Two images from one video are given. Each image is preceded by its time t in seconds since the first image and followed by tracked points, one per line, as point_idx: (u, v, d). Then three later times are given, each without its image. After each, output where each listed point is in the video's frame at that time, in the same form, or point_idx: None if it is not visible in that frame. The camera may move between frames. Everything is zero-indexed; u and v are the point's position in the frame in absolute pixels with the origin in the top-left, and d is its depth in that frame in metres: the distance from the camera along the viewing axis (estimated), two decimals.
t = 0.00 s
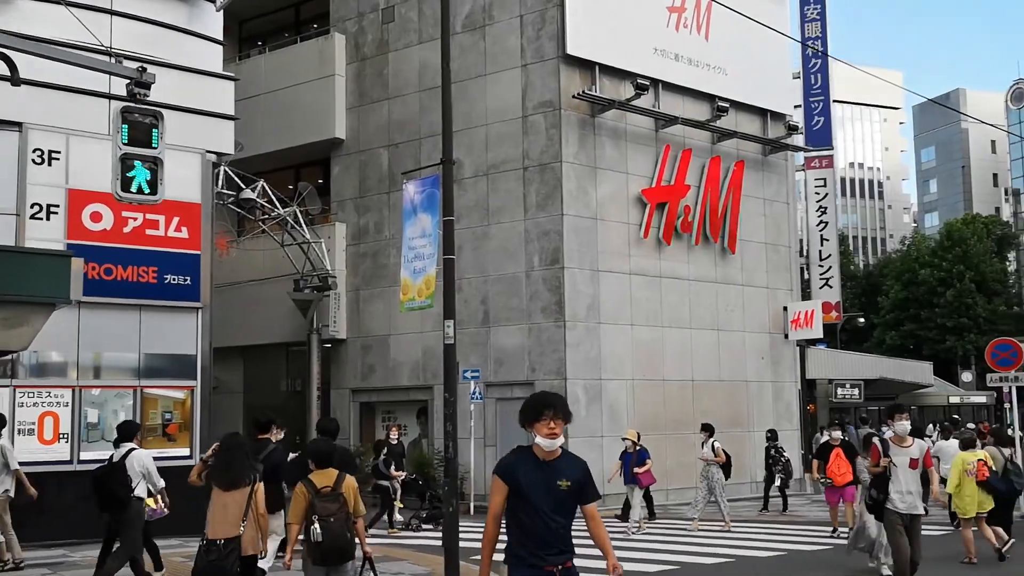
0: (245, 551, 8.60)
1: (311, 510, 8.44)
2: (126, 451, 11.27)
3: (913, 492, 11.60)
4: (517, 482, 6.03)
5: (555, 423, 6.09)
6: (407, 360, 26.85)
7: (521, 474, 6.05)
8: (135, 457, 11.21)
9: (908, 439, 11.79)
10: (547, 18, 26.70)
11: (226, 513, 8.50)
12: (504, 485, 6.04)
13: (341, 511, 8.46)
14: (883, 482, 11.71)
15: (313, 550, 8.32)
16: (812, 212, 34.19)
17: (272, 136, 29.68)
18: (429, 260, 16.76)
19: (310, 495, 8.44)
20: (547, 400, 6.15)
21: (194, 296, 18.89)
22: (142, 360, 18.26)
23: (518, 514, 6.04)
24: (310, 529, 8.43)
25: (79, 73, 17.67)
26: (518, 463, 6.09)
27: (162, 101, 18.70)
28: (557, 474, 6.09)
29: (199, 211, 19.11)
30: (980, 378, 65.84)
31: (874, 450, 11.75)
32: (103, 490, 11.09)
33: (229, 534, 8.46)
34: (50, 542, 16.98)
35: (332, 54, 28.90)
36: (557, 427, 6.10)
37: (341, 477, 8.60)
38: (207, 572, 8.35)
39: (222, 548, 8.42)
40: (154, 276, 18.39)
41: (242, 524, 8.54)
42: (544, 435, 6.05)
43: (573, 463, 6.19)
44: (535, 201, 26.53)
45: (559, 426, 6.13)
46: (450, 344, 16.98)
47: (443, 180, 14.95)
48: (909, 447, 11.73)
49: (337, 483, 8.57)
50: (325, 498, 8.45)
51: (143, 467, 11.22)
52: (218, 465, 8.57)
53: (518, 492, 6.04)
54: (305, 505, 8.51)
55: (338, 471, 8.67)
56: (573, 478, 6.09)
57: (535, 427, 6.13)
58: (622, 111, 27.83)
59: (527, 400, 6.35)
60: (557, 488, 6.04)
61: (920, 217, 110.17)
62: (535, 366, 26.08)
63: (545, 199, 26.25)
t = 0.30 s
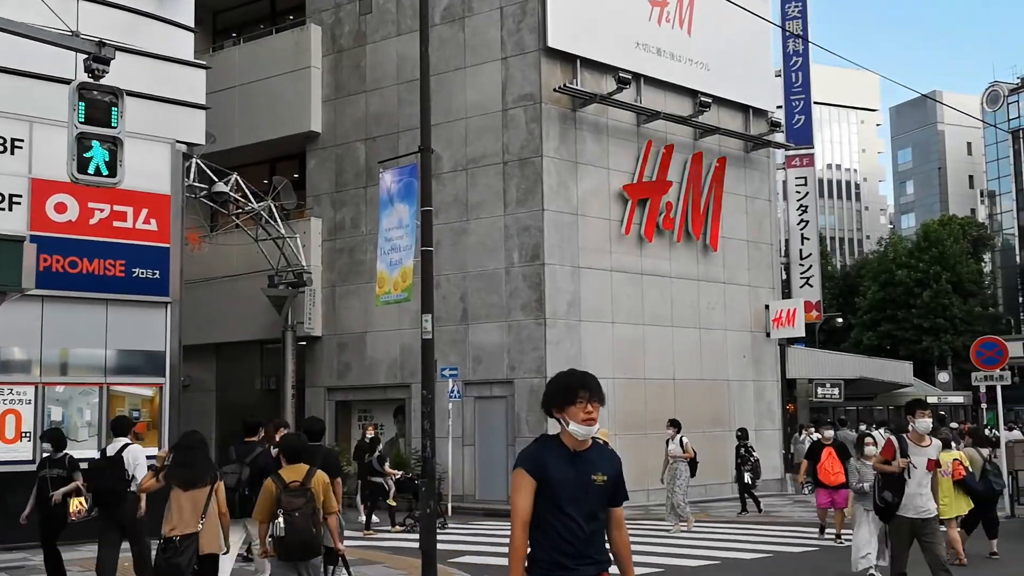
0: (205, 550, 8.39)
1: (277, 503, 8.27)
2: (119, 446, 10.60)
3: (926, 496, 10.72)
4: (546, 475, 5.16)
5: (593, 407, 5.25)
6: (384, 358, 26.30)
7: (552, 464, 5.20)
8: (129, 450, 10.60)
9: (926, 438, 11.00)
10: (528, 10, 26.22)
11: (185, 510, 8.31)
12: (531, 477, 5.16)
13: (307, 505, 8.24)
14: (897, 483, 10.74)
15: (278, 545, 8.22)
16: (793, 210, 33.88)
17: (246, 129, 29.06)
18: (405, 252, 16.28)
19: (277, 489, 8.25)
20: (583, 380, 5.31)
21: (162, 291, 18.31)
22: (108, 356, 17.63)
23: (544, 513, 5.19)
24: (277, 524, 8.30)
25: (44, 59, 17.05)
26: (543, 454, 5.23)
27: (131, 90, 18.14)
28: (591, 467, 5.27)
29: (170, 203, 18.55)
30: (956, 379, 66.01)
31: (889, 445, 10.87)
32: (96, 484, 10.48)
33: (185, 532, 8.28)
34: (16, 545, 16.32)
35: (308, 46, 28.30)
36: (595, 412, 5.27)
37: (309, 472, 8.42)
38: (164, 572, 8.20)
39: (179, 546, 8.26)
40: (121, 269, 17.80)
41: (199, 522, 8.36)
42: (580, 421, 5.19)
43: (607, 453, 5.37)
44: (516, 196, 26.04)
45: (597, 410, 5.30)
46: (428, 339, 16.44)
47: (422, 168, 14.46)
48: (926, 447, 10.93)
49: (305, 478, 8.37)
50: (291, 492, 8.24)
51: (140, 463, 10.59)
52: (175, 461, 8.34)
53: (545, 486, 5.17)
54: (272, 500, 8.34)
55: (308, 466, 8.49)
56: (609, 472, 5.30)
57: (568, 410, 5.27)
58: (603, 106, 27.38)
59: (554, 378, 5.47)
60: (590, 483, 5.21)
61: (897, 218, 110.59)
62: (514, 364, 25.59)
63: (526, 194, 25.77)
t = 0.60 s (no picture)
0: (155, 555, 8.31)
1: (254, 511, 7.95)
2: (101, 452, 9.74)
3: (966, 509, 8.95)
4: (622, 511, 4.06)
5: (678, 431, 4.18)
6: (363, 359, 25.75)
7: (629, 498, 4.10)
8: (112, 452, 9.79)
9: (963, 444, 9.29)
10: (511, 5, 25.75)
11: (136, 514, 8.20)
12: (603, 513, 4.05)
13: (285, 515, 7.88)
14: (933, 494, 9.05)
15: (251, 554, 7.83)
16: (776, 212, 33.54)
17: (223, 126, 28.45)
18: (384, 250, 15.77)
19: (256, 495, 7.93)
20: (666, 396, 4.24)
21: (132, 290, 17.72)
22: (75, 357, 16.99)
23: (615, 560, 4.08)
24: (252, 531, 7.99)
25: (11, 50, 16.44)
26: (617, 486, 4.11)
27: (101, 82, 17.56)
28: (670, 509, 4.18)
29: (142, 199, 18.01)
30: (936, 380, 66.05)
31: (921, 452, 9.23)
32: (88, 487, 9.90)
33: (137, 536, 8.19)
34: None
35: (286, 41, 27.73)
36: (679, 437, 4.20)
37: (291, 479, 8.07)
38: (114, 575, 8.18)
39: (131, 551, 8.15)
40: (90, 267, 17.18)
41: (151, 525, 8.26)
42: (664, 447, 4.12)
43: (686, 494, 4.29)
44: (498, 195, 25.55)
45: (682, 436, 4.22)
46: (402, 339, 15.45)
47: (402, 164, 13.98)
48: (963, 454, 9.21)
49: (286, 486, 8.03)
50: (270, 500, 7.91)
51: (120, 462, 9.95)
52: (128, 464, 8.26)
53: (618, 523, 4.07)
54: (250, 506, 8.06)
55: (290, 473, 8.16)
56: (691, 518, 4.21)
57: (647, 435, 4.18)
58: (586, 104, 26.94)
59: (625, 394, 4.39)
60: (670, 528, 4.14)
61: (876, 220, 110.86)
62: (496, 365, 25.10)
63: (508, 193, 25.29)
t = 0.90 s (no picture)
0: (109, 557, 7.88)
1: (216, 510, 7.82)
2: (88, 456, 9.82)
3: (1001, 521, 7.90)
4: (729, 491, 3.49)
5: (797, 394, 3.68)
6: (336, 360, 25.16)
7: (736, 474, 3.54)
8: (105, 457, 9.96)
9: (994, 448, 8.25)
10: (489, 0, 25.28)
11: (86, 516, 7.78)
12: (705, 501, 3.48)
13: (245, 513, 7.77)
14: (968, 504, 7.91)
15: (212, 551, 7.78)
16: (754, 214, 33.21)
17: (193, 122, 27.81)
18: (353, 242, 15.38)
19: (217, 494, 7.81)
20: (782, 354, 3.73)
21: (95, 287, 17.10)
22: (35, 357, 16.30)
23: (725, 552, 3.49)
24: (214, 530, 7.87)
25: None
26: (725, 463, 3.55)
27: (64, 71, 16.95)
28: (790, 489, 3.61)
29: (105, 193, 17.40)
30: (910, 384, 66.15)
31: (951, 459, 8.12)
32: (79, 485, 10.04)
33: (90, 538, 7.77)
34: None
35: (257, 35, 27.12)
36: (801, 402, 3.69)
37: (253, 477, 7.94)
38: None
39: (83, 554, 7.74)
40: (50, 263, 16.53)
41: (105, 527, 7.85)
42: (783, 413, 3.62)
43: (805, 473, 3.74)
44: (474, 193, 25.06)
45: (801, 400, 3.74)
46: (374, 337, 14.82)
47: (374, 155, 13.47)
48: (996, 459, 8.16)
49: (248, 483, 7.91)
50: (231, 498, 7.80)
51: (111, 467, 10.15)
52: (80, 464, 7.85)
53: (725, 507, 3.49)
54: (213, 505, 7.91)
55: (253, 470, 8.02)
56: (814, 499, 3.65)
57: (762, 398, 3.67)
58: (564, 101, 26.50)
59: (721, 351, 3.92)
60: (784, 510, 3.55)
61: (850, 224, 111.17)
62: (472, 367, 24.58)
63: (485, 191, 24.80)
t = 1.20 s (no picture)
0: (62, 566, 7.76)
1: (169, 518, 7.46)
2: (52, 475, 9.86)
3: None
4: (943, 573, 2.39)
5: None
6: (304, 363, 24.53)
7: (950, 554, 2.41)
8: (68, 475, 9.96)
9: None
10: None
11: (37, 525, 7.59)
12: None
13: (200, 519, 7.40)
14: None
15: (167, 560, 7.42)
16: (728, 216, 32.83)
17: (157, 118, 27.08)
18: (316, 237, 15.08)
19: (169, 501, 7.43)
20: (1002, 359, 2.52)
21: (51, 286, 16.41)
22: None
23: None
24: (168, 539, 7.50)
25: None
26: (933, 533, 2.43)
27: (19, 61, 16.27)
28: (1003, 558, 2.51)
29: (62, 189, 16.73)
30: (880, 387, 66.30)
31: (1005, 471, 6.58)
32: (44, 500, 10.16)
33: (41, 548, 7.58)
34: None
35: (224, 29, 26.45)
36: None
37: (204, 482, 7.55)
38: None
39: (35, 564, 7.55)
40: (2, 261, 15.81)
41: (57, 536, 7.65)
42: (1007, 454, 2.47)
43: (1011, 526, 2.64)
44: (446, 192, 24.52)
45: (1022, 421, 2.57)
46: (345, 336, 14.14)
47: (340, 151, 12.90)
48: None
49: (200, 489, 7.52)
50: (184, 504, 7.42)
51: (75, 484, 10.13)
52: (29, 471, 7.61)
53: None
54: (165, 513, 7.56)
55: (203, 475, 7.63)
56: None
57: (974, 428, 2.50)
58: (538, 99, 26.04)
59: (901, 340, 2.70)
60: None
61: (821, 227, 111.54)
62: (443, 370, 24.03)
63: (457, 190, 24.26)
